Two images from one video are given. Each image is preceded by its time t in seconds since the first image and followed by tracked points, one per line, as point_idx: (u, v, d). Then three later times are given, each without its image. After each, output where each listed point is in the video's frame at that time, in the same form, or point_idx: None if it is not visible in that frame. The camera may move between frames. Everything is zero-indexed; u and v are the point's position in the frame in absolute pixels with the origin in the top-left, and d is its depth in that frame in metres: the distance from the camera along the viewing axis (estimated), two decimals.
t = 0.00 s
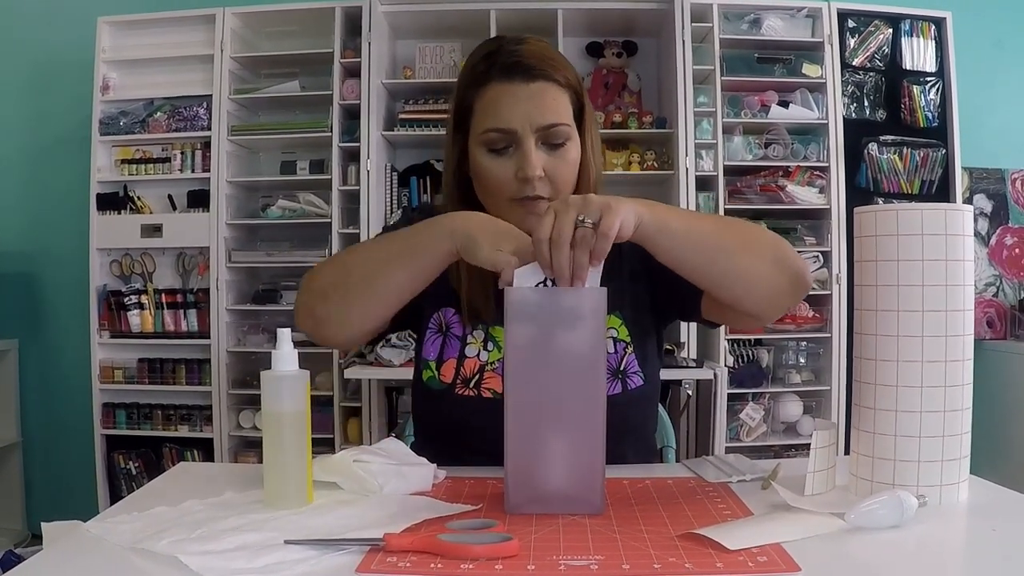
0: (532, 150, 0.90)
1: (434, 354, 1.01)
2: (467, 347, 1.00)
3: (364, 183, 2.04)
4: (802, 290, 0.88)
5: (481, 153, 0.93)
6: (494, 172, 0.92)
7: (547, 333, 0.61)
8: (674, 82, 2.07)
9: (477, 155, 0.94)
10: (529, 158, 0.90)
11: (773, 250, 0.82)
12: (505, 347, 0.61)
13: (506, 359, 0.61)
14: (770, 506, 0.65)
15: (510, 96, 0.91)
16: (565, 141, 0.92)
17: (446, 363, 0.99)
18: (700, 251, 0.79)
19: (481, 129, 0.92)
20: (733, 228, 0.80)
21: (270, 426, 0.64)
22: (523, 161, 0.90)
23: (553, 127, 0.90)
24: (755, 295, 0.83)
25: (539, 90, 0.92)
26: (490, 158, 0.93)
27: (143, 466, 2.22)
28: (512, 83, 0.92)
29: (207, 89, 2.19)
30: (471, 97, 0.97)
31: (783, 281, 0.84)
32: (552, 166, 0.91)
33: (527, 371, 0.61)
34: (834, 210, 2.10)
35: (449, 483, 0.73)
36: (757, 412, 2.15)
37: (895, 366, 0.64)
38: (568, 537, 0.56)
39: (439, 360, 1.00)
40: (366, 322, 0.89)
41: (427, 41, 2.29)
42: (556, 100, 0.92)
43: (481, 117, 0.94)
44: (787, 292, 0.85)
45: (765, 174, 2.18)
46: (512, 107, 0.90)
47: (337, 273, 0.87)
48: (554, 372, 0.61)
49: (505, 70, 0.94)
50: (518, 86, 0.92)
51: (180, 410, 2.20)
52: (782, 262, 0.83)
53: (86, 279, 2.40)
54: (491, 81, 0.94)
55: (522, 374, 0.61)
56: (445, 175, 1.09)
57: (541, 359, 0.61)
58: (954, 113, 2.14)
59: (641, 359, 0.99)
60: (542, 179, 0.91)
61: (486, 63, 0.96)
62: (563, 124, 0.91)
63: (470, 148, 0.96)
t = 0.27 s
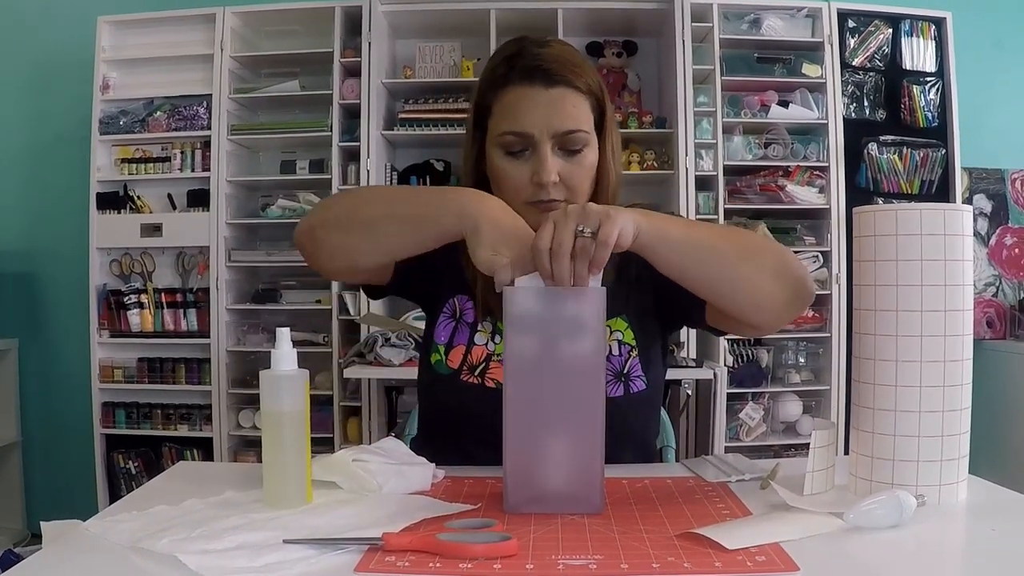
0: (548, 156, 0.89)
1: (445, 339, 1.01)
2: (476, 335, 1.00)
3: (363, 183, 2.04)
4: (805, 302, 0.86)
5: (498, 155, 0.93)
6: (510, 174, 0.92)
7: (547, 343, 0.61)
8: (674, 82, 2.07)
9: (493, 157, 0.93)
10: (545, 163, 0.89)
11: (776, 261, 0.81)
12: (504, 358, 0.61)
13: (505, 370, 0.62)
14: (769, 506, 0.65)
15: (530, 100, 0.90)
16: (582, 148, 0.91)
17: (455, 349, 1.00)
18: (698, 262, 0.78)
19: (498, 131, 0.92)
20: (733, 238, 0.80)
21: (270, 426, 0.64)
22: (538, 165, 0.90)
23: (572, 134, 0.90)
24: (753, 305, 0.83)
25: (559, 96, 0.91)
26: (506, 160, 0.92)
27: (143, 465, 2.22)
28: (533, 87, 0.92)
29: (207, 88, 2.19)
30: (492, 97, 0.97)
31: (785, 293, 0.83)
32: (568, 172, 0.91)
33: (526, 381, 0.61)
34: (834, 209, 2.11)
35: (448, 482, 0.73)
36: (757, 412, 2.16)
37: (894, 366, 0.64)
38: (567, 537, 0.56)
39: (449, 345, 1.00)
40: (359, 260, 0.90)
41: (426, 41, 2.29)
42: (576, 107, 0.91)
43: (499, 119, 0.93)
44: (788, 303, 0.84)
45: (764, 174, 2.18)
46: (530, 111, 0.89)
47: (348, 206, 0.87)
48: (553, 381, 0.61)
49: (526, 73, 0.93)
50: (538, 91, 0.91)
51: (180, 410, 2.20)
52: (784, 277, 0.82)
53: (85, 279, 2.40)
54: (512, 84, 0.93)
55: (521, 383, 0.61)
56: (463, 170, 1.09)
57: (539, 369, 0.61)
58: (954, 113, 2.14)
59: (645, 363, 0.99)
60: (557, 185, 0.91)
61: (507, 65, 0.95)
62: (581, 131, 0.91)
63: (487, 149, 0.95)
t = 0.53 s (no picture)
0: (561, 161, 0.89)
1: (454, 328, 1.01)
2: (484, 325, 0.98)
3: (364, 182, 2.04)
4: (805, 307, 0.86)
5: (512, 158, 0.93)
6: (522, 178, 0.92)
7: (548, 352, 0.61)
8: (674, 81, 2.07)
9: (508, 159, 0.93)
10: (557, 169, 0.88)
11: (775, 268, 0.81)
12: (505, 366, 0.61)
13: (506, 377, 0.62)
14: (769, 505, 0.65)
15: (546, 105, 0.90)
16: (597, 155, 0.90)
17: (463, 338, 0.99)
18: (699, 270, 0.78)
19: (513, 134, 0.92)
20: (733, 244, 0.80)
21: (270, 424, 0.64)
22: (551, 170, 0.89)
23: (586, 141, 0.89)
24: (754, 309, 0.82)
25: (577, 103, 0.90)
26: (520, 162, 0.92)
27: (143, 464, 2.22)
28: (550, 93, 0.91)
29: (207, 87, 2.19)
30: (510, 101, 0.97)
31: (785, 299, 0.82)
32: (580, 179, 0.90)
33: (526, 387, 0.61)
34: (834, 208, 2.11)
35: (448, 481, 0.73)
36: (757, 411, 2.16)
37: (894, 365, 0.64)
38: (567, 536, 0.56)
39: (457, 334, 1.00)
40: (370, 244, 0.90)
41: (427, 40, 2.28)
42: (593, 115, 0.90)
43: (515, 123, 0.93)
44: (788, 309, 0.84)
45: (765, 173, 2.18)
46: (546, 115, 0.89)
47: (366, 188, 0.87)
48: (554, 388, 0.61)
49: (545, 79, 0.92)
50: (555, 97, 0.90)
51: (180, 409, 2.20)
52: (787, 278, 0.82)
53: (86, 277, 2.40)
54: (530, 88, 0.92)
55: (522, 389, 0.61)
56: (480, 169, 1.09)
57: (540, 376, 0.61)
58: (954, 112, 2.14)
59: (649, 364, 0.99)
60: (568, 192, 0.90)
61: (527, 70, 0.95)
62: (596, 138, 0.89)
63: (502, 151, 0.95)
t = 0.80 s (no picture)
0: (566, 160, 0.89)
1: (458, 326, 1.00)
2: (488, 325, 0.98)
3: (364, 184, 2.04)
4: (805, 320, 0.86)
5: (518, 157, 0.92)
6: (528, 177, 0.92)
7: (546, 363, 0.61)
8: (674, 82, 2.07)
9: (514, 158, 0.93)
10: (562, 169, 0.88)
11: (774, 282, 0.80)
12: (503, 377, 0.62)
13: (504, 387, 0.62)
14: (768, 506, 0.65)
15: (552, 104, 0.90)
16: (602, 156, 0.90)
17: (467, 336, 0.98)
18: (694, 285, 0.78)
19: (519, 134, 0.92)
20: (730, 258, 0.80)
21: (269, 425, 0.64)
22: (556, 169, 0.89)
23: (591, 142, 0.88)
24: (751, 325, 0.82)
25: (583, 103, 0.89)
26: (525, 162, 0.92)
27: (143, 466, 2.23)
28: (557, 93, 0.90)
29: (207, 89, 2.19)
30: (517, 101, 0.96)
31: (784, 314, 0.82)
32: (585, 179, 0.90)
33: (524, 397, 0.61)
34: (834, 209, 2.11)
35: (448, 483, 0.74)
36: (757, 412, 2.16)
37: (893, 366, 0.64)
38: (565, 537, 0.56)
39: (461, 332, 0.99)
40: (375, 244, 0.90)
41: (427, 42, 2.29)
42: (598, 115, 0.90)
43: (522, 122, 0.93)
44: (787, 324, 0.83)
45: (765, 174, 2.18)
46: (552, 115, 0.89)
47: (374, 187, 0.88)
48: (551, 399, 0.61)
49: (551, 80, 0.92)
50: (562, 97, 0.90)
51: (180, 410, 2.20)
52: (786, 297, 0.81)
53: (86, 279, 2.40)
54: (536, 88, 0.92)
55: (519, 400, 0.62)
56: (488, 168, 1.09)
57: (538, 386, 0.61)
58: (954, 112, 2.14)
59: (651, 366, 0.98)
60: (573, 192, 0.90)
61: (535, 69, 0.94)
62: (602, 139, 0.89)
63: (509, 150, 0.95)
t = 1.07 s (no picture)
0: (563, 162, 0.88)
1: (457, 336, 1.01)
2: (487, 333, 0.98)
3: (364, 187, 2.05)
4: (804, 325, 0.86)
5: (514, 159, 0.92)
6: (525, 179, 0.91)
7: (546, 372, 0.61)
8: (673, 86, 2.08)
9: (511, 160, 0.92)
10: (559, 170, 0.88)
11: (773, 287, 0.81)
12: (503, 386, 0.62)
13: (503, 396, 0.62)
14: (768, 509, 0.65)
15: (549, 105, 0.89)
16: (599, 157, 0.89)
17: (466, 346, 0.99)
18: (693, 291, 0.79)
19: (516, 135, 0.91)
20: (730, 264, 0.80)
21: (269, 429, 0.64)
22: (553, 171, 0.88)
23: (588, 142, 0.88)
24: (750, 330, 0.82)
25: (580, 104, 0.89)
26: (522, 164, 0.91)
27: (143, 470, 2.23)
28: (553, 94, 0.90)
29: (207, 93, 2.19)
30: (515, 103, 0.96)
31: (783, 319, 0.82)
32: (582, 180, 0.89)
33: (523, 407, 0.62)
34: (834, 213, 2.11)
35: (448, 487, 0.74)
36: (757, 415, 2.16)
37: (892, 369, 0.64)
38: (565, 540, 0.56)
39: (461, 342, 1.00)
40: (371, 267, 0.90)
41: (427, 45, 2.29)
42: (595, 116, 0.89)
43: (518, 124, 0.92)
44: (787, 329, 0.83)
45: (764, 177, 2.18)
46: (549, 116, 0.88)
47: (364, 211, 0.87)
48: (551, 408, 0.62)
49: (548, 81, 0.92)
50: (558, 98, 0.90)
51: (180, 414, 2.19)
52: (784, 303, 0.81)
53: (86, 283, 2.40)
54: (533, 90, 0.92)
55: (519, 408, 0.62)
56: (486, 174, 1.08)
57: (537, 395, 0.62)
58: (953, 115, 2.15)
59: (651, 368, 0.98)
60: (571, 192, 0.89)
61: (532, 72, 0.94)
62: (599, 140, 0.88)
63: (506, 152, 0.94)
